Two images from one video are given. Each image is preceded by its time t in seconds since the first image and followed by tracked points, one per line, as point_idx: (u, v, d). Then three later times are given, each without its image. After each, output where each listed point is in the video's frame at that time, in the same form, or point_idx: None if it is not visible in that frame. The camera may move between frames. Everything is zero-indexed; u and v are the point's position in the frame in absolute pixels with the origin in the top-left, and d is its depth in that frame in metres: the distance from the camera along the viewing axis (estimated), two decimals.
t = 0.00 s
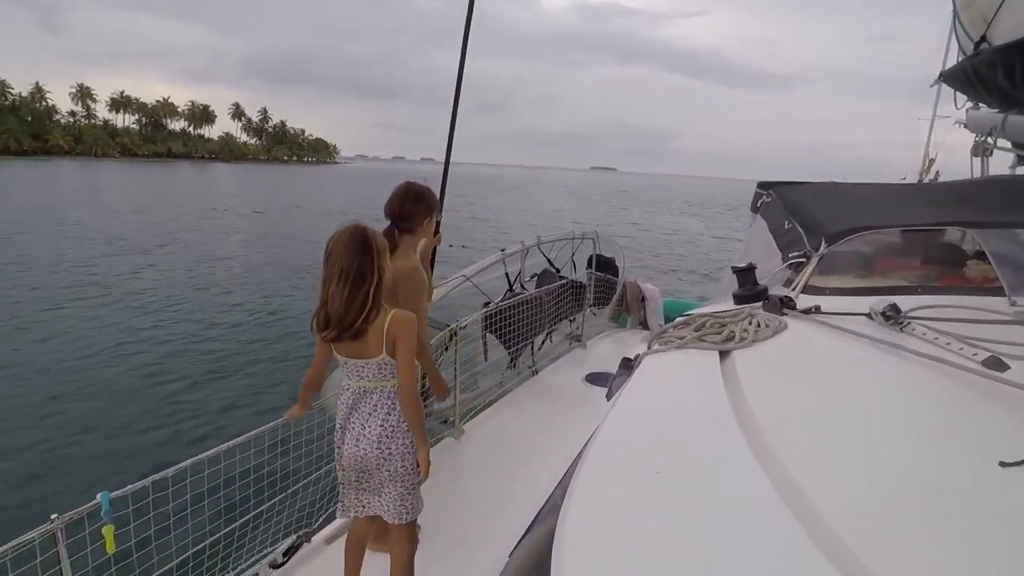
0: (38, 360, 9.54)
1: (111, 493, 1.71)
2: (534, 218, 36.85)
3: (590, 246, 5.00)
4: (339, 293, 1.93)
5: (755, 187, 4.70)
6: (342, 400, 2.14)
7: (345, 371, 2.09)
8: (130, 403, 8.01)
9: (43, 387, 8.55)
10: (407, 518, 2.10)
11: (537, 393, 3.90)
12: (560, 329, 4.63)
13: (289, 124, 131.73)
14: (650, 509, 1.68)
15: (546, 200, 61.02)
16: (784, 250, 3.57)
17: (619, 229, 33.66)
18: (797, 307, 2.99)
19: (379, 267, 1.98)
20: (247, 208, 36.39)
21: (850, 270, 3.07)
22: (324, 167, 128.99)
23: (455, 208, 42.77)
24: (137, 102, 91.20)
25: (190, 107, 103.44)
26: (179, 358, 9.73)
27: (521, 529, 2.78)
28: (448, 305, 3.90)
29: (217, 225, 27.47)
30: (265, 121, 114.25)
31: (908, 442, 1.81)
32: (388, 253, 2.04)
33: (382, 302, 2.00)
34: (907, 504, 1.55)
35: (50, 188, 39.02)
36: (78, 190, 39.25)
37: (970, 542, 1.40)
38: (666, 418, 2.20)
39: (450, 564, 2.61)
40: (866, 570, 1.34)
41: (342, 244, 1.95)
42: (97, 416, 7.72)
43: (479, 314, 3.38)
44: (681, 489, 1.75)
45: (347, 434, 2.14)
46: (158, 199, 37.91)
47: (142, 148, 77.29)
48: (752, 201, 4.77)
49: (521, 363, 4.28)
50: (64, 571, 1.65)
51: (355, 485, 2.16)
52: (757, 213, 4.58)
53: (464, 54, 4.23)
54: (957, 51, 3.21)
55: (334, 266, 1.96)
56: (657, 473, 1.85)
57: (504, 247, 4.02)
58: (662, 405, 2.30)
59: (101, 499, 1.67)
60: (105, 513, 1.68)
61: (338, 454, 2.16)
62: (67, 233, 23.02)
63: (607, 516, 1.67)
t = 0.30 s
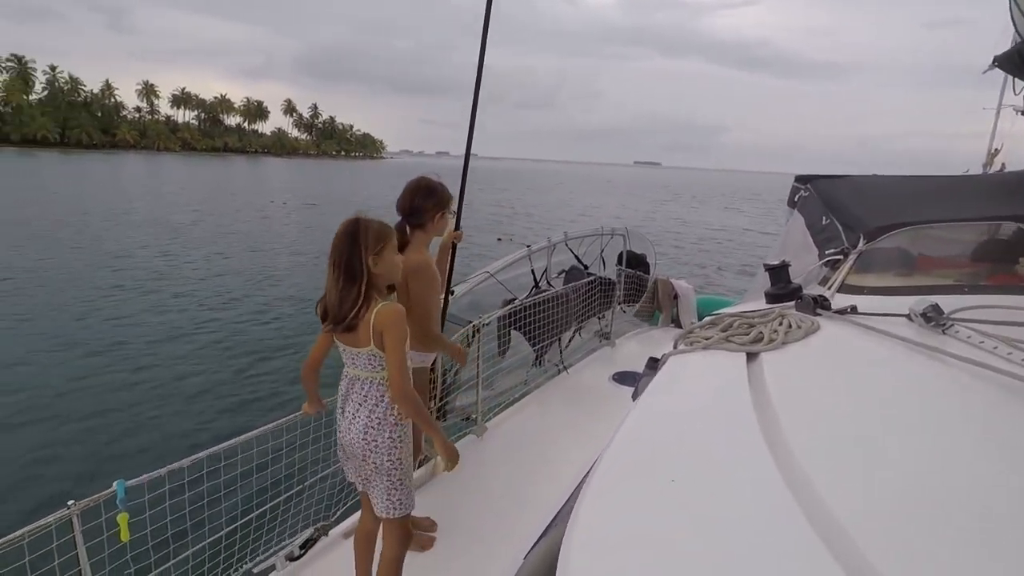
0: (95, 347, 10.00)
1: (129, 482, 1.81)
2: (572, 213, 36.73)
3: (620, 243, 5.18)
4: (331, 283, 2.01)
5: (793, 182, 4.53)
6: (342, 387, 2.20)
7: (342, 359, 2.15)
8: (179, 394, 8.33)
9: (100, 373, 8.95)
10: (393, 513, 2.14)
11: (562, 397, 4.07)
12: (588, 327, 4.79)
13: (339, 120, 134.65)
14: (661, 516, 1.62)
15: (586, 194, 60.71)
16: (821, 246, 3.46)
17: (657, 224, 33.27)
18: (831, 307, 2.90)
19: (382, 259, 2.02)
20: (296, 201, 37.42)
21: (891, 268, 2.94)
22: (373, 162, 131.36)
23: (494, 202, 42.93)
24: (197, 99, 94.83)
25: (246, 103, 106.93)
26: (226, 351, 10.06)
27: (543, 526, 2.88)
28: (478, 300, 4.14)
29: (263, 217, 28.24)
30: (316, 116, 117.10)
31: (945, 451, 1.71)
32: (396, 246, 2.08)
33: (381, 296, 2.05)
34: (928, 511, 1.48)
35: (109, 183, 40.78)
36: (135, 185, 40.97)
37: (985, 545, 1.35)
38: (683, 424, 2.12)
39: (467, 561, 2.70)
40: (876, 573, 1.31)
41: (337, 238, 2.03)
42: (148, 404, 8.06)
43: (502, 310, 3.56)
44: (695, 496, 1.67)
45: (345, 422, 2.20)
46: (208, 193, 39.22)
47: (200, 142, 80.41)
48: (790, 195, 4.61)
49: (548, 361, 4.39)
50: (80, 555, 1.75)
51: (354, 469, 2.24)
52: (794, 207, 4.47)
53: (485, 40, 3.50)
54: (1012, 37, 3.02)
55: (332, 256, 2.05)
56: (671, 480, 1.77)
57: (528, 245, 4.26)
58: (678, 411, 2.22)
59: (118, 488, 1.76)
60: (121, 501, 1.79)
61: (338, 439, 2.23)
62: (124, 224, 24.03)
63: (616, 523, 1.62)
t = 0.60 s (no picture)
0: (146, 332, 10.38)
1: (153, 469, 1.91)
2: (611, 214, 36.53)
3: (651, 244, 5.21)
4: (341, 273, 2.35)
5: (834, 182, 4.37)
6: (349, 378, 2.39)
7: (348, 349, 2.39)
8: (224, 379, 8.59)
9: (151, 356, 9.30)
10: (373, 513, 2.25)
11: (588, 400, 4.09)
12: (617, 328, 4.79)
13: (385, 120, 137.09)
14: (674, 526, 1.56)
15: (627, 195, 60.19)
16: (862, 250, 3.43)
17: (698, 226, 32.82)
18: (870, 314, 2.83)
19: (373, 264, 2.21)
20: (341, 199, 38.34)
21: (934, 275, 2.92)
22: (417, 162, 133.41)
23: (533, 201, 42.99)
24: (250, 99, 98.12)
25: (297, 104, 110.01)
26: (268, 340, 10.33)
27: (564, 523, 2.93)
28: (505, 296, 4.40)
29: (308, 213, 28.95)
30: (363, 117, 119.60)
31: (972, 465, 1.64)
32: (394, 256, 2.21)
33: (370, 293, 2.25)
34: (945, 515, 1.46)
35: (165, 179, 42.45)
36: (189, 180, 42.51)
37: (1002, 551, 1.32)
38: (701, 434, 2.02)
39: (483, 559, 2.71)
40: (883, 573, 1.30)
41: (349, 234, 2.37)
42: (193, 387, 8.33)
43: (527, 310, 3.61)
44: (712, 505, 1.61)
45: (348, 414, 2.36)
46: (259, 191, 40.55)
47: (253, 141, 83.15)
48: (830, 196, 4.47)
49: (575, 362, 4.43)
50: (106, 527, 1.92)
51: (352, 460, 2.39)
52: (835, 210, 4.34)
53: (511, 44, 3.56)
54: None
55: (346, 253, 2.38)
56: (688, 489, 1.71)
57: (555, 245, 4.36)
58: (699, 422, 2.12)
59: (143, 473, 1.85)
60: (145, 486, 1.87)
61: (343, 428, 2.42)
62: (178, 218, 24.98)
63: (629, 532, 1.56)
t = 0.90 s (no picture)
0: (202, 322, 10.75)
1: (203, 450, 2.10)
2: (658, 211, 35.94)
3: (696, 241, 5.14)
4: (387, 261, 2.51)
5: (893, 181, 4.14)
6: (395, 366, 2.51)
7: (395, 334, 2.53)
8: (279, 363, 8.98)
9: (210, 342, 9.72)
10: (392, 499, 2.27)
11: (628, 397, 4.09)
12: (659, 326, 4.75)
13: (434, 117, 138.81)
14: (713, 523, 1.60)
15: (675, 193, 59.14)
16: (920, 250, 3.59)
17: (747, 225, 32.01)
18: (927, 316, 2.94)
19: (412, 257, 2.29)
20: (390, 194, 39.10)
21: (997, 278, 3.07)
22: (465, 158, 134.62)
23: (578, 199, 42.72)
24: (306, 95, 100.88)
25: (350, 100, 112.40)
26: (319, 330, 10.62)
27: (604, 514, 2.96)
28: (546, 291, 4.38)
29: (357, 208, 29.51)
30: (413, 113, 121.41)
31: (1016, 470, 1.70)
32: (433, 250, 2.28)
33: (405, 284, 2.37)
34: (995, 527, 1.48)
35: (222, 174, 43.97)
36: (244, 176, 43.87)
37: None
38: (741, 436, 2.05)
39: (523, 550, 2.75)
40: None
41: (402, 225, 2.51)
42: (246, 374, 8.58)
43: (569, 305, 3.65)
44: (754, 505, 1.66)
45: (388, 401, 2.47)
46: (311, 185, 41.67)
47: (307, 137, 85.49)
48: (888, 195, 4.23)
49: (614, 359, 4.38)
50: (161, 507, 2.09)
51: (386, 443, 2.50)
52: (892, 210, 4.12)
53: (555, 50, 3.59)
54: None
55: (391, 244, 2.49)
56: (729, 488, 1.75)
57: (599, 239, 4.37)
58: (737, 425, 2.14)
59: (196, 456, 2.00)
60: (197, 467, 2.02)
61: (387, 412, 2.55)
62: (235, 211, 25.97)
63: (671, 528, 1.60)
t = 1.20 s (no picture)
0: (238, 318, 10.98)
1: (237, 446, 2.29)
2: (690, 206, 35.36)
3: (724, 236, 5.10)
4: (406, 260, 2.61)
5: (931, 172, 3.98)
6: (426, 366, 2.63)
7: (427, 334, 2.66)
8: (315, 357, 9.19)
9: (248, 336, 9.99)
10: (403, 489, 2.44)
11: (655, 393, 4.06)
12: (687, 322, 4.71)
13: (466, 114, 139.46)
14: (743, 521, 1.60)
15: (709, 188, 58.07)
16: (956, 242, 3.75)
17: (783, 219, 31.20)
18: (965, 312, 2.88)
19: (426, 256, 2.36)
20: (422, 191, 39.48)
21: None
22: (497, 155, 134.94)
23: (610, 195, 42.37)
24: (340, 95, 102.46)
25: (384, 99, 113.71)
26: (353, 325, 10.84)
27: (632, 510, 2.98)
28: (571, 289, 4.37)
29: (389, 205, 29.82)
30: (445, 110, 122.20)
31: None
32: (446, 251, 2.34)
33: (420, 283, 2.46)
34: None
35: (260, 173, 45.02)
36: (281, 174, 44.87)
37: None
38: (773, 434, 2.03)
39: (552, 546, 2.78)
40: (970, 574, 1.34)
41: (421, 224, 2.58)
42: (279, 369, 8.72)
43: (596, 301, 3.63)
44: (784, 503, 1.65)
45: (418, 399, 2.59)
46: (345, 183, 42.38)
47: (341, 135, 86.86)
48: (924, 186, 4.07)
49: (642, 354, 4.36)
50: (198, 500, 2.24)
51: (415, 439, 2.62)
52: (929, 202, 3.99)
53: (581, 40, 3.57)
54: None
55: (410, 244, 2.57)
56: (761, 487, 1.73)
57: (627, 233, 4.34)
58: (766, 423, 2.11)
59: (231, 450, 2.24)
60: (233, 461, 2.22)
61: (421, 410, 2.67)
62: (272, 209, 26.58)
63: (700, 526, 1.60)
